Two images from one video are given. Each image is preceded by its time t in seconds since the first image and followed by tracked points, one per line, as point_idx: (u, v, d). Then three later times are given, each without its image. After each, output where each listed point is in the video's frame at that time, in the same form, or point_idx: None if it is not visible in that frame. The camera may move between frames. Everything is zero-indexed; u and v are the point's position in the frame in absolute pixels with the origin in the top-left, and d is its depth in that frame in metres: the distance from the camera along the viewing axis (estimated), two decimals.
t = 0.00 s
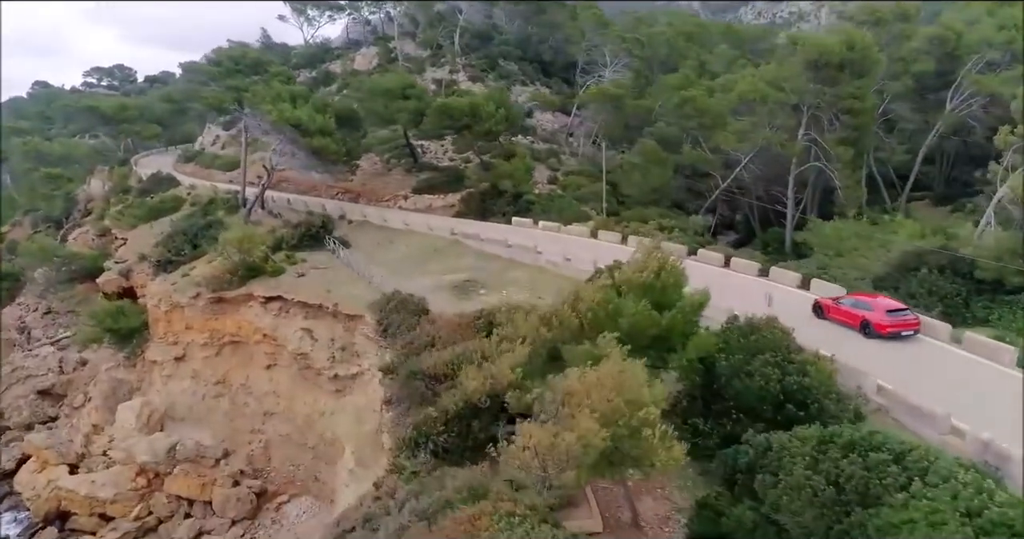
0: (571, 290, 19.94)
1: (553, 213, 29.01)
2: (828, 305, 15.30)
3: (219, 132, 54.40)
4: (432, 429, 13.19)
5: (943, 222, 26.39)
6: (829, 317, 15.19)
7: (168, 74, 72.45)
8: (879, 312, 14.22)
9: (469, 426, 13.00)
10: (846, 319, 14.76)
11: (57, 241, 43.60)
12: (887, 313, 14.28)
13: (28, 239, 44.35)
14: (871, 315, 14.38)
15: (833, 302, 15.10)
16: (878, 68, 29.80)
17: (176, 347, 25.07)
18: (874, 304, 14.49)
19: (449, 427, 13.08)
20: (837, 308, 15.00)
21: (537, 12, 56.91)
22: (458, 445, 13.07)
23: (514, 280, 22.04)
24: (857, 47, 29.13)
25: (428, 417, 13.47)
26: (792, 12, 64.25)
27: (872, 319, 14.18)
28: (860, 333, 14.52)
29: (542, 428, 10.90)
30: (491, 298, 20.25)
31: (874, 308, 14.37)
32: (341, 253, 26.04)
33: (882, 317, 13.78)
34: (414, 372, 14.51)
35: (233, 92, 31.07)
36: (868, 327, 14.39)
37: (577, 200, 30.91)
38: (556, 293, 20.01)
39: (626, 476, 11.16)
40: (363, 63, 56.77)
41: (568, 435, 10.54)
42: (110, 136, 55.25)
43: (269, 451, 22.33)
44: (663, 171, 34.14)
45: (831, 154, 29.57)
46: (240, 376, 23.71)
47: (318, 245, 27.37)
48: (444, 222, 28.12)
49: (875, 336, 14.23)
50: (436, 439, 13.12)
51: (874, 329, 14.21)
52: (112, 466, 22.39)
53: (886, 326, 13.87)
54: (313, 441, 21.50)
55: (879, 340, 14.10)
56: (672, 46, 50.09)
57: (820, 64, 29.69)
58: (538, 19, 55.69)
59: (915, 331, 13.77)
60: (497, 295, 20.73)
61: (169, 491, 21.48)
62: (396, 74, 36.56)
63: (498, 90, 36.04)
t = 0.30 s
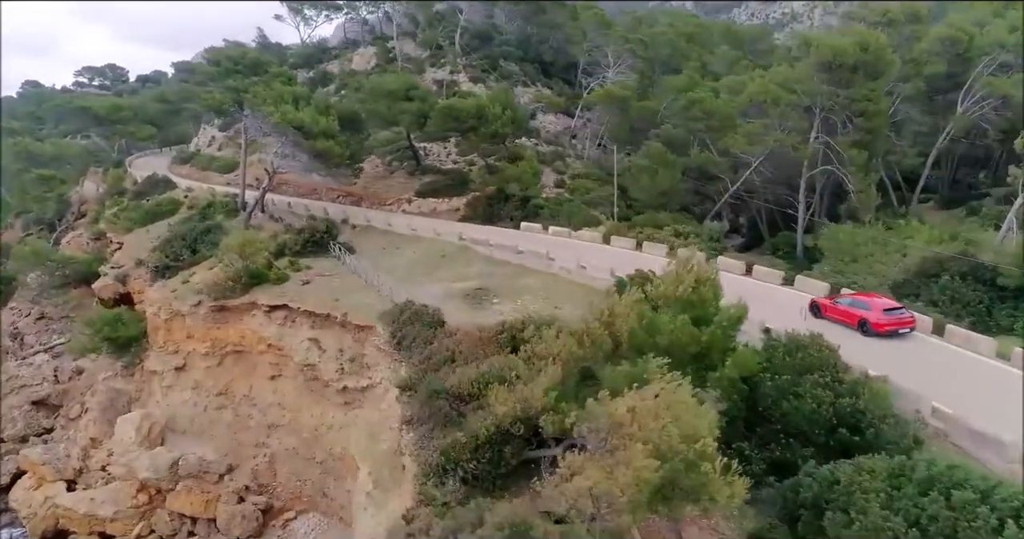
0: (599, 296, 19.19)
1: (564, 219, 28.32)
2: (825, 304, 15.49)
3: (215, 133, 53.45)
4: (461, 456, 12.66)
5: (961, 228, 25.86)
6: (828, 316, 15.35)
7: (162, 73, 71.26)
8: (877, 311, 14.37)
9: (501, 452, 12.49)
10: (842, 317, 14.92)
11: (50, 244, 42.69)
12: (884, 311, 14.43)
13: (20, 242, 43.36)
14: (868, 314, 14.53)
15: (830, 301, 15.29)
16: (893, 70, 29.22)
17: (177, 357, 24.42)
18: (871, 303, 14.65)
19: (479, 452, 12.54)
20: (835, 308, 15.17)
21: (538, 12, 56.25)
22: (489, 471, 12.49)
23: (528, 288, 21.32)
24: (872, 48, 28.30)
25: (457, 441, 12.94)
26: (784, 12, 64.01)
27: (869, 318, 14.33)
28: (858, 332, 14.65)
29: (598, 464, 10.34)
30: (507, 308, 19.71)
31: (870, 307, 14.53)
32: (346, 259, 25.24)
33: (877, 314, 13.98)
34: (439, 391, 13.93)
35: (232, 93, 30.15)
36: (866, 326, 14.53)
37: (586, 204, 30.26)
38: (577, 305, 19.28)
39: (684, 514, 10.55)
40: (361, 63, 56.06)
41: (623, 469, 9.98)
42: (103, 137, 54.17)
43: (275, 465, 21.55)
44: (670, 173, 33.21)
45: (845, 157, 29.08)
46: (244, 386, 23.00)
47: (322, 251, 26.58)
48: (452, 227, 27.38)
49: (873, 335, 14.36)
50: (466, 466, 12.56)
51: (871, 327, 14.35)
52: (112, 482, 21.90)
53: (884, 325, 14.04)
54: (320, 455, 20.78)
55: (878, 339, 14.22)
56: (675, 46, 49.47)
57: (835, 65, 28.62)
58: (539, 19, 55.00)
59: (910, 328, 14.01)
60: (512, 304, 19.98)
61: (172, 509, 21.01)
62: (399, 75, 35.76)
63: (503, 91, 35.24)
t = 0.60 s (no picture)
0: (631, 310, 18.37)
1: (579, 225, 27.54)
2: (821, 304, 15.82)
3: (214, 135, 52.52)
4: (504, 490, 11.81)
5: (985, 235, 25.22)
6: (824, 316, 15.66)
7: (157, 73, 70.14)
8: (874, 311, 14.76)
9: (545, 487, 11.86)
10: (840, 317, 15.24)
11: (46, 249, 41.73)
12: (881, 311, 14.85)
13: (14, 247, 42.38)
14: (866, 314, 14.91)
15: (826, 301, 15.62)
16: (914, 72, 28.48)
17: (180, 369, 23.65)
18: (868, 303, 15.02)
19: (525, 486, 11.80)
20: (831, 308, 15.49)
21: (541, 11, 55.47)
22: (531, 508, 11.83)
23: (548, 299, 20.56)
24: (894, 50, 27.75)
25: (494, 473, 12.15)
26: (782, 10, 62.58)
27: (867, 318, 14.70)
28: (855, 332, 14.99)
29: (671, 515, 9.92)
30: (529, 322, 18.90)
31: (868, 308, 14.91)
32: (356, 268, 24.40)
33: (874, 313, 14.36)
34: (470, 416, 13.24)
35: (235, 95, 29.17)
36: (864, 326, 14.89)
37: (599, 209, 29.52)
38: (603, 319, 18.53)
39: None
40: (362, 63, 55.34)
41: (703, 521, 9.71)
42: (99, 138, 53.09)
43: (284, 483, 20.94)
44: (684, 178, 32.53)
45: (863, 161, 27.85)
46: (251, 399, 22.37)
47: (330, 258, 25.67)
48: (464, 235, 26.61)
49: (871, 335, 14.72)
50: (510, 502, 11.79)
51: (869, 327, 14.72)
52: (114, 502, 21.48)
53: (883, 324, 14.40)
54: (331, 474, 20.05)
55: (876, 338, 14.60)
56: (681, 47, 48.85)
57: (855, 68, 28.20)
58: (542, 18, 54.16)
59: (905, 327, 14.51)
60: (533, 317, 19.21)
61: (178, 530, 20.50)
62: (407, 78, 35.16)
63: (511, 93, 34.30)
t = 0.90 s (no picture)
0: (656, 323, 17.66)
1: (593, 231, 26.83)
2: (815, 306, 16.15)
3: (214, 137, 51.73)
4: (541, 527, 11.52)
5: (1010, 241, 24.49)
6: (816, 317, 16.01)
7: (154, 74, 69.56)
8: (869, 313, 15.07)
9: (586, 525, 11.52)
10: (835, 319, 15.54)
11: (43, 254, 40.88)
12: (875, 312, 15.18)
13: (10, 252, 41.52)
14: (861, 316, 15.23)
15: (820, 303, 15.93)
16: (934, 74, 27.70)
17: (182, 381, 22.93)
18: (862, 305, 15.35)
19: (564, 524, 11.51)
20: (826, 309, 15.82)
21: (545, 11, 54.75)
22: None
23: (566, 310, 19.85)
24: (914, 52, 27.25)
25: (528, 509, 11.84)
26: (779, 11, 59.14)
27: (863, 319, 15.02)
28: (851, 333, 15.28)
29: None
30: (549, 335, 18.18)
31: (863, 309, 15.24)
32: (365, 277, 23.68)
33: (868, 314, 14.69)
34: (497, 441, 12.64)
35: (238, 97, 28.30)
36: (859, 327, 15.22)
37: (612, 214, 28.76)
38: (625, 333, 17.85)
39: None
40: (364, 64, 54.70)
41: None
42: (97, 140, 52.20)
43: (292, 501, 20.23)
44: (698, 186, 31.95)
45: (882, 165, 26.51)
46: (255, 413, 21.68)
47: (337, 266, 24.94)
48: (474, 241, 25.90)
49: (864, 334, 15.02)
50: None
51: (865, 328, 15.04)
52: (114, 522, 20.55)
53: (878, 324, 14.75)
54: (341, 492, 19.37)
55: (873, 339, 14.91)
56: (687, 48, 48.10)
57: (876, 70, 27.54)
58: (547, 19, 53.48)
59: (899, 328, 14.81)
60: (551, 329, 18.49)
61: None
62: (414, 80, 34.47)
63: (520, 95, 33.52)
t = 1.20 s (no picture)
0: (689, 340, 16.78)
1: (610, 240, 25.92)
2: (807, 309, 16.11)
3: (215, 140, 50.76)
4: None
5: None
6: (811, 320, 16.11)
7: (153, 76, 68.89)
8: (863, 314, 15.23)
9: None
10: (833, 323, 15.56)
11: (40, 259, 39.99)
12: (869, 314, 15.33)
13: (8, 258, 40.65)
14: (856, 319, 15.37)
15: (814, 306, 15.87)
16: (961, 76, 26.85)
17: (186, 396, 22.08)
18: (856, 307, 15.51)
19: None
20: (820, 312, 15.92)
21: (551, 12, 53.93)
22: None
23: (589, 324, 19.03)
24: (939, 54, 26.50)
25: None
26: (780, 10, 58.23)
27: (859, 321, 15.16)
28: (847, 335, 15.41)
29: None
30: (574, 352, 17.35)
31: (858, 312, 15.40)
32: (376, 287, 22.85)
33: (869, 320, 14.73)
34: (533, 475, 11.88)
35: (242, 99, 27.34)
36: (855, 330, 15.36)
37: (628, 221, 27.93)
38: (654, 351, 16.97)
39: None
40: (367, 65, 53.95)
41: None
42: (95, 142, 51.19)
43: (302, 523, 19.41)
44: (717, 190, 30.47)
45: (907, 170, 26.03)
46: (263, 430, 20.79)
47: (346, 276, 24.04)
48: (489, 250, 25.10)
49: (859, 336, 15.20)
50: None
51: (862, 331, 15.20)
52: None
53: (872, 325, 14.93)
54: (354, 515, 18.53)
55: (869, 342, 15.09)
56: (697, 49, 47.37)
57: (901, 72, 26.44)
58: (553, 19, 52.67)
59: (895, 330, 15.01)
60: (575, 346, 17.68)
61: None
62: (422, 82, 33.59)
63: (532, 97, 32.64)
